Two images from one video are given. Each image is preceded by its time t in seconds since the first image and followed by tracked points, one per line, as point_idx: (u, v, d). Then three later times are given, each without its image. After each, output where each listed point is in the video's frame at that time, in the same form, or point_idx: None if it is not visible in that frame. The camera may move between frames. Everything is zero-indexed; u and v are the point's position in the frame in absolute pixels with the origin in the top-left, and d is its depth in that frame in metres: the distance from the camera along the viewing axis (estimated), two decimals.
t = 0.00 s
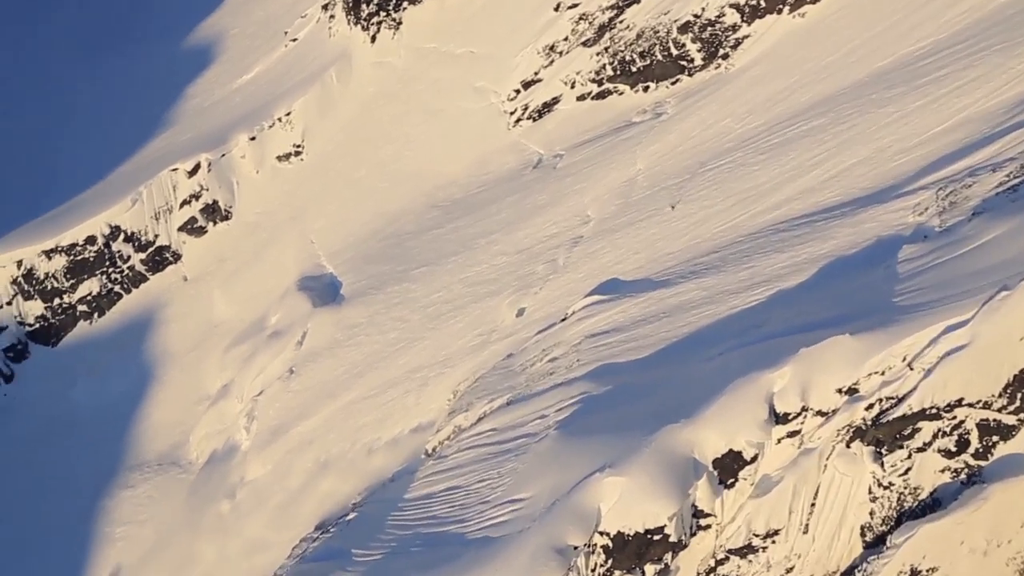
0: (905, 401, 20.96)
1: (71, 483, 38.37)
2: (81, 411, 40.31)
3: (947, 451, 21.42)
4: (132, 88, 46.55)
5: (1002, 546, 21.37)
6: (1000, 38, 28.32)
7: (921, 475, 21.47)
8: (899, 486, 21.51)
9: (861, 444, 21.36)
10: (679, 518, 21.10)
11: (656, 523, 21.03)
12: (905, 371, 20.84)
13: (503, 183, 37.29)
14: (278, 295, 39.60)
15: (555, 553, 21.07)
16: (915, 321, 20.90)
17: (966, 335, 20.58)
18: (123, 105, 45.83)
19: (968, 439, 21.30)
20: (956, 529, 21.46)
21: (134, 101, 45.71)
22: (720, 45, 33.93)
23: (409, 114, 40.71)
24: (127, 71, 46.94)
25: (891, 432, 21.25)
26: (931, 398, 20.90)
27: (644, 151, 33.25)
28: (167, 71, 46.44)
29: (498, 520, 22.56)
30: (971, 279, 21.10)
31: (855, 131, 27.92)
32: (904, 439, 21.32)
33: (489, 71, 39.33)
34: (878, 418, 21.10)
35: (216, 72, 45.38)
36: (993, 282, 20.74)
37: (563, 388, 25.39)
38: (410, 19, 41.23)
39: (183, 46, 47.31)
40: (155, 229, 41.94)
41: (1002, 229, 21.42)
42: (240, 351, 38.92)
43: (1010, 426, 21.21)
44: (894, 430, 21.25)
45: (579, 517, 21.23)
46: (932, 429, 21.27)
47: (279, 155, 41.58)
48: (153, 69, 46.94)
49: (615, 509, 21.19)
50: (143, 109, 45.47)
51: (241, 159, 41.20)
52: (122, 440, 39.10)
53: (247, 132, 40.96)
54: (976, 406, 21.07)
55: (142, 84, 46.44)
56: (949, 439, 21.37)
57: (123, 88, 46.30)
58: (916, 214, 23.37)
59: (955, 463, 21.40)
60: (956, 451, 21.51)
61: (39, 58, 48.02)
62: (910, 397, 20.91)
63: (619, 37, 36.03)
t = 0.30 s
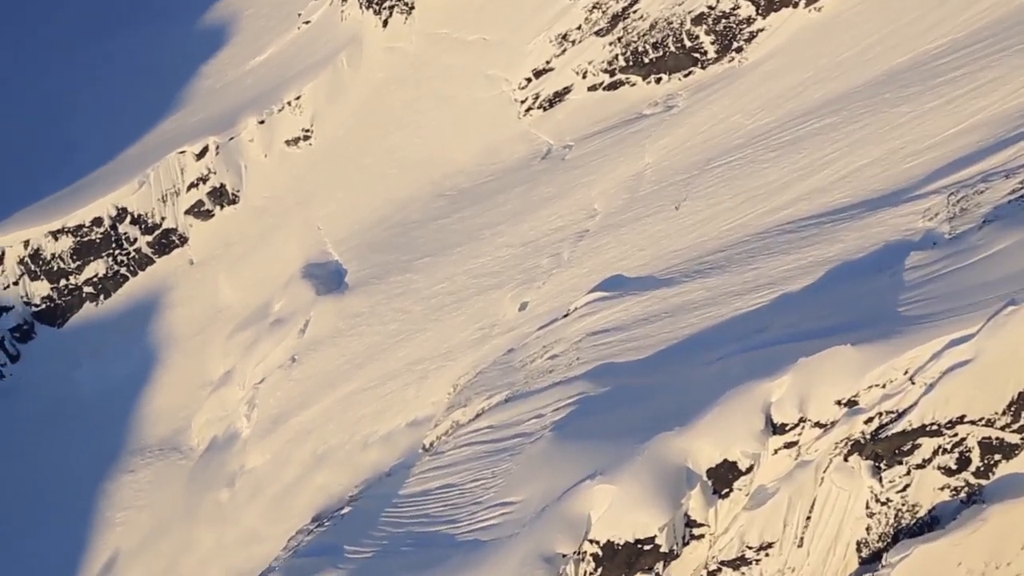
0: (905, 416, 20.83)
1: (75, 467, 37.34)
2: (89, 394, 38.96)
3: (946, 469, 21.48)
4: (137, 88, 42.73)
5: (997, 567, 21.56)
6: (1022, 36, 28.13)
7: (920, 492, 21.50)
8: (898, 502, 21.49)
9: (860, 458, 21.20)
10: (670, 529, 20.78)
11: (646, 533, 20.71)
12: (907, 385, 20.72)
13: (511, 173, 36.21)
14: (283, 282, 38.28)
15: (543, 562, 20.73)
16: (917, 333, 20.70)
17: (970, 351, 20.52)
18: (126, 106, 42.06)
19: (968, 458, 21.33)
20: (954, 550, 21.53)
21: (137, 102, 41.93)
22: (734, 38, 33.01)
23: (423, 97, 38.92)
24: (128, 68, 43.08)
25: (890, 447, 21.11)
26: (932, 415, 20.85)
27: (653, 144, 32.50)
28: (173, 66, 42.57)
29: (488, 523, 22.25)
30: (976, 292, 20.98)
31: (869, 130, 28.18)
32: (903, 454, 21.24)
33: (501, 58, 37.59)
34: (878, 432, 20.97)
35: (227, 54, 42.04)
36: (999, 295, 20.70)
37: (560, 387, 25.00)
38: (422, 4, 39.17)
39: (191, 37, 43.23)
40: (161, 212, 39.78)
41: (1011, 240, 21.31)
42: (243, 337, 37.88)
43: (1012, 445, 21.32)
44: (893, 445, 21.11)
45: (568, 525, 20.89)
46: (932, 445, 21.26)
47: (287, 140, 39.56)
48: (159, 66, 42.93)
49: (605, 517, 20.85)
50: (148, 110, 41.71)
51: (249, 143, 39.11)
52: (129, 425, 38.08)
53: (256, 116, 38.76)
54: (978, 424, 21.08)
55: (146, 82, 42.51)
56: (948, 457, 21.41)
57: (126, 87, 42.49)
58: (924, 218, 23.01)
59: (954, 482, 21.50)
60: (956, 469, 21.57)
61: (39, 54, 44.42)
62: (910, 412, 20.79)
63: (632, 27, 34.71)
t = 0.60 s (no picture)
0: (902, 435, 20.67)
1: (77, 452, 35.02)
2: (98, 375, 36.41)
3: (942, 491, 21.36)
4: (146, 96, 38.53)
5: None
6: None
7: (914, 513, 21.47)
8: (890, 521, 21.45)
9: (855, 476, 21.04)
10: (656, 541, 20.50)
11: (633, 544, 20.43)
12: (905, 403, 20.55)
13: (519, 164, 34.57)
14: (288, 267, 35.99)
15: (527, 569, 20.44)
16: (920, 347, 20.56)
17: (972, 370, 20.40)
18: (132, 111, 38.02)
19: (964, 480, 21.26)
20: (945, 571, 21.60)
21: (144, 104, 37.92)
22: (748, 33, 32.07)
23: (436, 78, 36.53)
24: (135, 71, 38.69)
25: (885, 466, 20.96)
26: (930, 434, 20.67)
27: (662, 139, 31.82)
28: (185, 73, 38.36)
29: (476, 526, 21.98)
30: (980, 308, 20.84)
31: (885, 131, 28.22)
32: (898, 474, 21.09)
33: (512, 45, 35.67)
34: (873, 450, 20.77)
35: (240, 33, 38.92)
36: (1004, 313, 20.57)
37: (557, 387, 24.57)
38: None
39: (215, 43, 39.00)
40: (167, 194, 37.23)
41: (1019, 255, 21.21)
42: (246, 322, 35.64)
43: (1011, 469, 21.30)
44: (889, 464, 20.97)
45: (553, 532, 20.59)
46: (928, 465, 21.10)
47: (296, 124, 37.02)
48: (170, 72, 38.73)
49: (592, 526, 20.57)
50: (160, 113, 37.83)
51: (258, 127, 36.53)
52: (136, 410, 35.64)
53: (265, 99, 36.23)
54: (977, 446, 21.00)
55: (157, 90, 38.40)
56: (945, 479, 21.29)
57: (133, 94, 38.22)
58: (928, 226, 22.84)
59: (949, 503, 21.43)
60: (951, 491, 21.48)
61: (40, 53, 39.58)
62: (908, 431, 20.64)
63: (647, 17, 33.29)
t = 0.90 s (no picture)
0: (900, 457, 20.05)
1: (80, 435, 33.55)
2: (104, 355, 34.79)
3: (938, 517, 20.77)
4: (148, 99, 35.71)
5: None
6: None
7: (909, 538, 20.79)
8: (883, 545, 20.66)
9: (850, 496, 20.35)
10: (643, 555, 19.95)
11: (619, 558, 19.88)
12: (902, 424, 19.99)
13: (529, 156, 33.47)
14: (294, 253, 34.52)
15: None
16: (917, 367, 20.12)
17: (973, 394, 19.91)
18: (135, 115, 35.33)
19: (962, 506, 20.74)
20: None
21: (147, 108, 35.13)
22: (763, 29, 31.20)
23: (450, 62, 34.81)
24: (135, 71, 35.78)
25: (881, 488, 20.28)
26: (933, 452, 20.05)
27: (671, 136, 31.27)
28: (185, 76, 35.43)
29: (463, 530, 21.71)
30: (987, 326, 20.46)
31: (898, 136, 28.02)
32: (894, 497, 20.38)
33: (525, 34, 33.98)
34: (868, 472, 20.13)
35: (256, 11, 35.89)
36: (1011, 335, 20.20)
37: (554, 388, 24.02)
38: None
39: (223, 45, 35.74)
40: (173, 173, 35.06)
41: None
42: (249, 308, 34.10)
43: (1010, 496, 20.89)
44: (885, 487, 20.28)
45: (538, 542, 20.18)
46: (925, 490, 20.49)
47: (307, 109, 35.03)
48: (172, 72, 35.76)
49: (579, 538, 20.10)
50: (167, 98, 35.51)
51: (269, 111, 34.52)
52: (139, 393, 34.11)
53: (276, 83, 34.11)
54: (977, 472, 20.49)
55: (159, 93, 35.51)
56: (942, 504, 20.69)
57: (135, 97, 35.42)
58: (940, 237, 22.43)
59: (945, 529, 20.85)
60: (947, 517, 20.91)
61: (41, 53, 36.34)
62: (906, 453, 20.03)
63: (662, 10, 31.99)
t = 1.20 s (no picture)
0: (897, 485, 19.12)
1: (85, 413, 33.69)
2: (113, 333, 34.77)
3: (934, 548, 19.79)
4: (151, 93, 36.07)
5: None
6: None
7: (903, 568, 19.83)
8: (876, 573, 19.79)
9: (844, 521, 19.49)
10: (630, 571, 19.38)
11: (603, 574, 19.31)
12: (901, 450, 19.08)
13: (540, 148, 32.70)
14: (303, 239, 34.17)
15: None
16: (920, 393, 19.20)
17: (976, 423, 18.88)
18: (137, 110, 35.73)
19: (959, 538, 19.76)
20: None
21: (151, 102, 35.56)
22: (783, 26, 30.55)
23: (465, 48, 34.09)
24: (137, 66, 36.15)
25: (876, 515, 19.37)
26: (938, 478, 19.08)
27: (684, 134, 30.54)
28: (188, 69, 35.62)
29: (451, 533, 21.05)
30: (1003, 350, 19.45)
31: (915, 143, 27.18)
32: (890, 525, 19.46)
33: (541, 23, 33.21)
34: (863, 498, 19.22)
35: None
36: None
37: (551, 390, 23.57)
38: None
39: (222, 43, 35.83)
40: (187, 156, 35.18)
41: None
42: (256, 292, 33.88)
43: (1011, 531, 19.86)
44: (881, 514, 19.36)
45: (522, 552, 19.63)
46: (922, 520, 19.50)
47: (322, 94, 34.58)
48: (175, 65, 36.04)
49: (564, 549, 19.57)
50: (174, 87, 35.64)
51: (283, 95, 34.28)
52: (146, 372, 34.11)
53: (290, 66, 33.94)
54: (977, 504, 19.50)
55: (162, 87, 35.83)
56: (940, 535, 19.71)
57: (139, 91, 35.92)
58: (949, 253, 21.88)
59: (941, 561, 19.87)
60: (945, 548, 19.93)
61: (41, 53, 36.56)
62: (904, 480, 19.08)
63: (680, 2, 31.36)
